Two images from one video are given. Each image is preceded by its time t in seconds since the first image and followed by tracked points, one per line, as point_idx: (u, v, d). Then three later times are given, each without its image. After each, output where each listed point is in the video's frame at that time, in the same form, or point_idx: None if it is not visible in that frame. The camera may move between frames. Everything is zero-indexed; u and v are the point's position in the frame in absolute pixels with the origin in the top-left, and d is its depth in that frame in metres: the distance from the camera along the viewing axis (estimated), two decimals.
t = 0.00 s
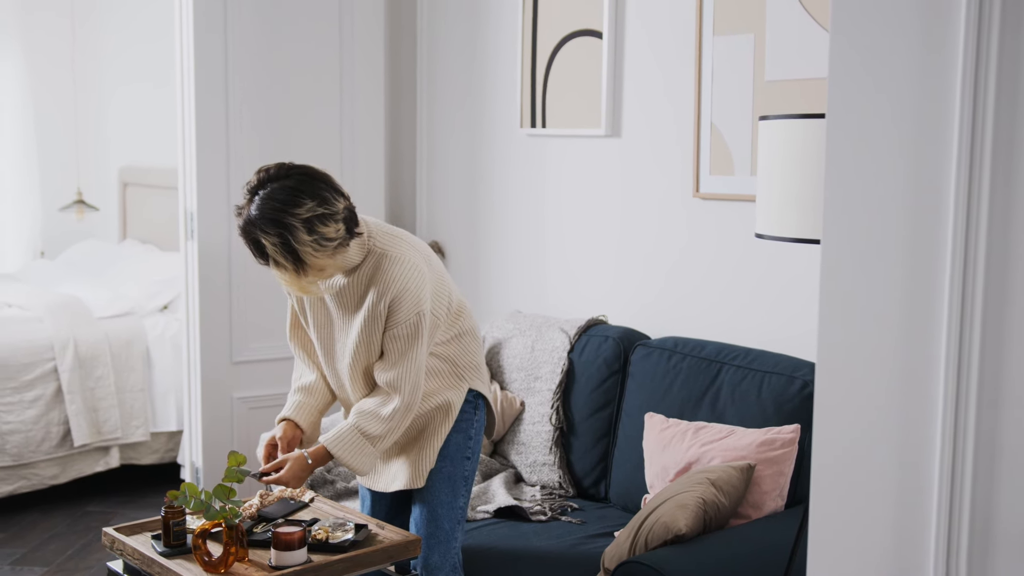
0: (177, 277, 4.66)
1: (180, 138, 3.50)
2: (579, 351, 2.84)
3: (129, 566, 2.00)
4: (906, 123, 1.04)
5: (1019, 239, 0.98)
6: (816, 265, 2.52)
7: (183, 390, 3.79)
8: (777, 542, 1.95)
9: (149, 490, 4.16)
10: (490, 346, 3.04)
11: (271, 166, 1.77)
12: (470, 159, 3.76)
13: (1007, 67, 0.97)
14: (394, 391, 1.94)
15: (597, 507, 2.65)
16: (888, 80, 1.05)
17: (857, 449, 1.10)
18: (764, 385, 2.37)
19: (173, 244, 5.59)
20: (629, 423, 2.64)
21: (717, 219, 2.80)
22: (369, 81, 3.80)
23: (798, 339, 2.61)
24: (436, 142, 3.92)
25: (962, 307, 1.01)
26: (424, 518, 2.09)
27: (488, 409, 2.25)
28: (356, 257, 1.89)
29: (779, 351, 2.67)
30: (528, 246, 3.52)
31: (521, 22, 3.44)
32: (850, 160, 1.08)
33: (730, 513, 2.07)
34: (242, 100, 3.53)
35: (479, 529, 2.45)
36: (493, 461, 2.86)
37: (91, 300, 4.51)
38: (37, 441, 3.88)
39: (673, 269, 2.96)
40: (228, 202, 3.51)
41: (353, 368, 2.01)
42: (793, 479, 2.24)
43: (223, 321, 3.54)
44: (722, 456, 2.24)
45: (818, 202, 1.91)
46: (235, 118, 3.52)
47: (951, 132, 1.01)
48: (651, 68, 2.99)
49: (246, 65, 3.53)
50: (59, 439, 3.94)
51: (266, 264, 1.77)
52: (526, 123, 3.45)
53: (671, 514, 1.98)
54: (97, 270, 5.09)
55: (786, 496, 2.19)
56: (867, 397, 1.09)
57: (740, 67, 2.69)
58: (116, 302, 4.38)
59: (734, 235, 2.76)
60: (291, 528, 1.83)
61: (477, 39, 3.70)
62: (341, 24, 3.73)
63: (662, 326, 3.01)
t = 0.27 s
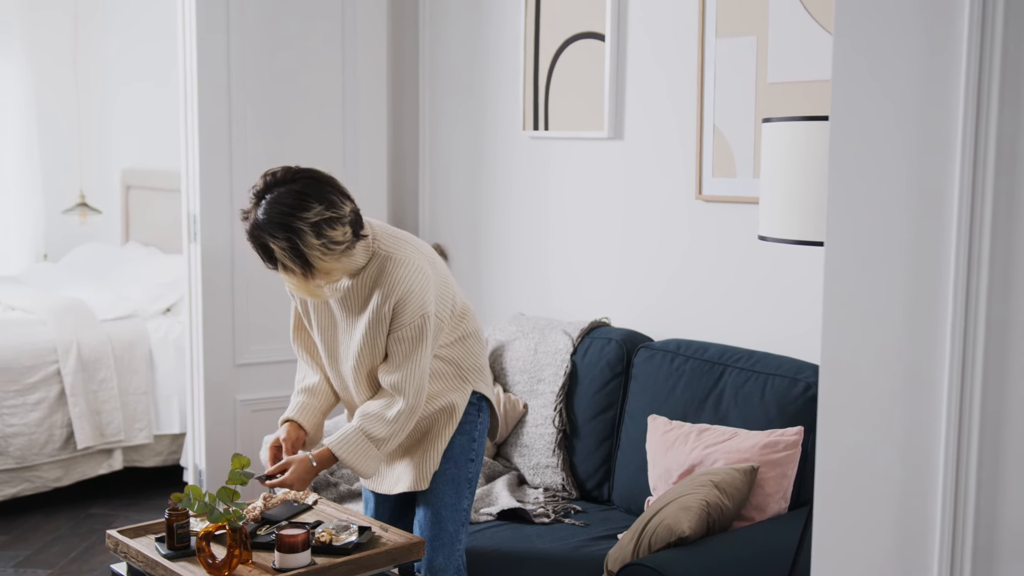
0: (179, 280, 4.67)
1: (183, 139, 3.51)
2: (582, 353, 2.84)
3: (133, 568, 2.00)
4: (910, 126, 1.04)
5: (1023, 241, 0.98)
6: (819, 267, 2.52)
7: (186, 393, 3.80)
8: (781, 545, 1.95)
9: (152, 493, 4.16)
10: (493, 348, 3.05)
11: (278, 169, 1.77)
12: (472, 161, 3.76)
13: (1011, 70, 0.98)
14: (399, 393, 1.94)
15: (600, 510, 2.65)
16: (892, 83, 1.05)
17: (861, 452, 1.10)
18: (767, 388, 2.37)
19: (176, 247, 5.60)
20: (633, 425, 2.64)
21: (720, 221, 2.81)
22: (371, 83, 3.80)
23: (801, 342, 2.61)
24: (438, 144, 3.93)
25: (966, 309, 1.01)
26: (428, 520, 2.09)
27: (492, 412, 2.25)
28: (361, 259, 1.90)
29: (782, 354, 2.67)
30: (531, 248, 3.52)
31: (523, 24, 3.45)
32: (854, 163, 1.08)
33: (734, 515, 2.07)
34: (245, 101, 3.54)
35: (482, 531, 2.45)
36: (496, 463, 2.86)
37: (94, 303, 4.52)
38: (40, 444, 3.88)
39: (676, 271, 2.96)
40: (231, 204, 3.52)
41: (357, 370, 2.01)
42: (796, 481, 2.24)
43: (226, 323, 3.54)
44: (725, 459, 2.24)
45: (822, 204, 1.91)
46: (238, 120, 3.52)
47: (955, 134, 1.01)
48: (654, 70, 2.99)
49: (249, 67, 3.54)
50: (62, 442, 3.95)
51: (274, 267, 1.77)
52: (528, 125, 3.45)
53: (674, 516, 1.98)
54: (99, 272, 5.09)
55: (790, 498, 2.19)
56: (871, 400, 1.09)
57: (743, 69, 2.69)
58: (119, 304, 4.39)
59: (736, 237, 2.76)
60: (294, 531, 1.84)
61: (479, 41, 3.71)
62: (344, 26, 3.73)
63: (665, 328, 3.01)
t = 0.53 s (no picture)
0: (184, 283, 4.67)
1: (187, 143, 3.51)
2: (586, 357, 2.84)
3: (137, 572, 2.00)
4: (915, 130, 1.04)
5: None
6: (823, 270, 2.52)
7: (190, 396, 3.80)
8: (785, 548, 1.95)
9: (156, 496, 4.17)
10: (497, 352, 3.05)
11: (286, 174, 1.77)
12: (476, 164, 3.76)
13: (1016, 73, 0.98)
14: (403, 396, 1.95)
15: (604, 513, 2.64)
16: (896, 86, 1.05)
17: (867, 456, 1.10)
18: (771, 391, 2.37)
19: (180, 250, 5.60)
20: (636, 429, 2.64)
21: (723, 225, 2.81)
22: (375, 85, 3.81)
23: (805, 345, 2.61)
24: (442, 147, 3.93)
25: (971, 313, 1.01)
26: (432, 524, 2.09)
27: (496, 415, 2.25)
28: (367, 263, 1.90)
29: (787, 357, 2.67)
30: (535, 252, 3.52)
31: (527, 26, 3.45)
32: (860, 166, 1.08)
33: (738, 519, 2.07)
34: (249, 105, 3.54)
35: (486, 535, 2.45)
36: (500, 467, 2.86)
37: (98, 306, 4.53)
38: (44, 448, 3.89)
39: (681, 274, 2.96)
40: (236, 206, 3.52)
41: (362, 373, 2.02)
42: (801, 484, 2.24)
43: (230, 326, 3.55)
44: (729, 462, 2.24)
45: (827, 208, 1.91)
46: (242, 123, 3.53)
47: (959, 138, 1.01)
48: (658, 73, 2.99)
49: (253, 69, 3.54)
50: (66, 445, 3.95)
51: (283, 272, 1.78)
52: (532, 128, 3.46)
53: (679, 519, 1.98)
54: (104, 276, 5.10)
55: (794, 502, 2.19)
56: (876, 403, 1.09)
57: (747, 72, 2.69)
58: (123, 308, 4.39)
59: (740, 241, 2.76)
60: (299, 534, 1.84)
61: (483, 42, 3.71)
62: (348, 28, 3.74)
63: (669, 332, 3.01)
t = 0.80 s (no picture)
0: (184, 285, 4.67)
1: (188, 144, 3.51)
2: (587, 358, 2.84)
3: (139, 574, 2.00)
4: (917, 131, 1.04)
5: None
6: (825, 272, 2.52)
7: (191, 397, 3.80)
8: (787, 550, 1.95)
9: (157, 498, 4.17)
10: (498, 354, 3.05)
11: (289, 177, 1.77)
12: (477, 166, 3.77)
13: (1018, 74, 0.98)
14: (406, 397, 1.95)
15: (605, 515, 2.64)
16: (898, 88, 1.05)
17: (869, 457, 1.10)
18: (773, 393, 2.37)
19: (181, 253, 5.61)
20: (638, 431, 2.64)
21: (725, 226, 2.81)
22: (376, 87, 3.81)
23: (807, 347, 2.61)
24: (443, 148, 3.93)
25: (973, 314, 1.01)
26: (434, 525, 2.09)
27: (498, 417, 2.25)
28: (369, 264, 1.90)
29: (788, 358, 2.67)
30: (536, 253, 3.52)
31: (528, 28, 3.45)
32: (862, 166, 1.08)
33: (740, 521, 2.07)
34: (250, 106, 3.55)
35: (488, 537, 2.45)
36: (501, 469, 2.86)
37: (99, 308, 4.53)
38: (45, 450, 3.89)
39: (682, 276, 2.96)
40: (237, 208, 3.53)
41: (365, 375, 2.02)
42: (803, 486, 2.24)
43: (231, 329, 3.55)
44: (730, 464, 2.24)
45: (829, 210, 1.91)
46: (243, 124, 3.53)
47: (962, 139, 1.01)
48: (659, 75, 2.99)
49: (254, 71, 3.55)
50: (67, 447, 3.95)
51: (287, 274, 1.78)
52: (533, 130, 3.46)
53: (681, 521, 1.98)
54: (105, 278, 5.10)
55: (796, 503, 2.19)
56: (878, 404, 1.09)
57: (749, 74, 2.70)
58: (124, 310, 4.39)
59: (741, 242, 2.76)
60: (301, 536, 1.84)
61: (484, 44, 3.72)
62: (349, 30, 3.74)
63: (671, 333, 3.01)
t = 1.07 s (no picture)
0: (182, 285, 4.66)
1: (186, 144, 3.51)
2: (585, 358, 2.84)
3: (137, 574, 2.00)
4: (914, 131, 1.04)
5: None
6: (822, 271, 2.53)
7: (188, 398, 3.79)
8: (785, 549, 1.95)
9: (154, 499, 4.16)
10: (496, 354, 3.05)
11: (286, 177, 1.77)
12: (475, 166, 3.76)
13: (1015, 73, 0.98)
14: (407, 398, 1.95)
15: (603, 514, 2.64)
16: (895, 87, 1.05)
17: (867, 454, 1.10)
18: (770, 392, 2.37)
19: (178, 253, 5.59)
20: (636, 430, 2.64)
21: (722, 226, 2.81)
22: (373, 87, 3.81)
23: (805, 346, 2.61)
24: (441, 149, 3.93)
25: (971, 313, 1.01)
26: (432, 525, 2.09)
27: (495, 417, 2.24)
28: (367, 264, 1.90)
29: (786, 357, 2.67)
30: (534, 253, 3.52)
31: (526, 28, 3.45)
32: (860, 165, 1.08)
33: (737, 520, 2.07)
34: (248, 106, 3.54)
35: (485, 537, 2.45)
36: (499, 469, 2.86)
37: (96, 309, 4.52)
38: (42, 451, 3.88)
39: (681, 276, 2.96)
40: (234, 209, 3.53)
41: (364, 375, 2.01)
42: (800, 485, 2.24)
43: (228, 330, 3.55)
44: (728, 463, 2.24)
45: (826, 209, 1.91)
46: (241, 124, 3.53)
47: (960, 137, 1.01)
48: (657, 75, 2.99)
49: (251, 72, 3.54)
50: (65, 448, 3.95)
51: (283, 274, 1.78)
52: (530, 130, 3.46)
53: (678, 520, 1.98)
54: (102, 279, 5.09)
55: (793, 502, 2.20)
56: (875, 402, 1.09)
57: (746, 74, 2.70)
58: (121, 311, 4.39)
59: (739, 242, 2.76)
60: (299, 537, 1.83)
61: (481, 44, 3.71)
62: (346, 31, 3.74)
63: (668, 333, 3.01)
